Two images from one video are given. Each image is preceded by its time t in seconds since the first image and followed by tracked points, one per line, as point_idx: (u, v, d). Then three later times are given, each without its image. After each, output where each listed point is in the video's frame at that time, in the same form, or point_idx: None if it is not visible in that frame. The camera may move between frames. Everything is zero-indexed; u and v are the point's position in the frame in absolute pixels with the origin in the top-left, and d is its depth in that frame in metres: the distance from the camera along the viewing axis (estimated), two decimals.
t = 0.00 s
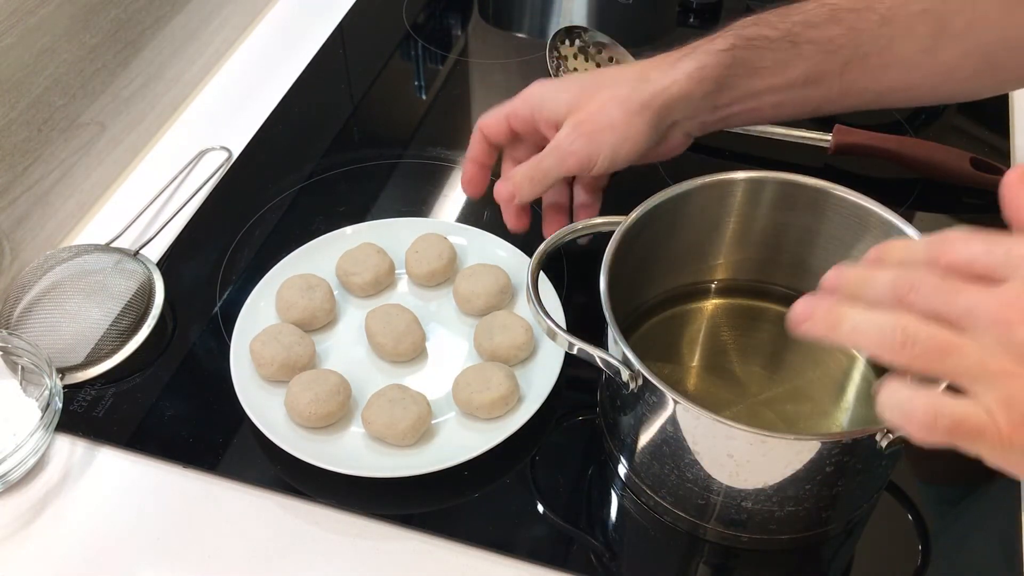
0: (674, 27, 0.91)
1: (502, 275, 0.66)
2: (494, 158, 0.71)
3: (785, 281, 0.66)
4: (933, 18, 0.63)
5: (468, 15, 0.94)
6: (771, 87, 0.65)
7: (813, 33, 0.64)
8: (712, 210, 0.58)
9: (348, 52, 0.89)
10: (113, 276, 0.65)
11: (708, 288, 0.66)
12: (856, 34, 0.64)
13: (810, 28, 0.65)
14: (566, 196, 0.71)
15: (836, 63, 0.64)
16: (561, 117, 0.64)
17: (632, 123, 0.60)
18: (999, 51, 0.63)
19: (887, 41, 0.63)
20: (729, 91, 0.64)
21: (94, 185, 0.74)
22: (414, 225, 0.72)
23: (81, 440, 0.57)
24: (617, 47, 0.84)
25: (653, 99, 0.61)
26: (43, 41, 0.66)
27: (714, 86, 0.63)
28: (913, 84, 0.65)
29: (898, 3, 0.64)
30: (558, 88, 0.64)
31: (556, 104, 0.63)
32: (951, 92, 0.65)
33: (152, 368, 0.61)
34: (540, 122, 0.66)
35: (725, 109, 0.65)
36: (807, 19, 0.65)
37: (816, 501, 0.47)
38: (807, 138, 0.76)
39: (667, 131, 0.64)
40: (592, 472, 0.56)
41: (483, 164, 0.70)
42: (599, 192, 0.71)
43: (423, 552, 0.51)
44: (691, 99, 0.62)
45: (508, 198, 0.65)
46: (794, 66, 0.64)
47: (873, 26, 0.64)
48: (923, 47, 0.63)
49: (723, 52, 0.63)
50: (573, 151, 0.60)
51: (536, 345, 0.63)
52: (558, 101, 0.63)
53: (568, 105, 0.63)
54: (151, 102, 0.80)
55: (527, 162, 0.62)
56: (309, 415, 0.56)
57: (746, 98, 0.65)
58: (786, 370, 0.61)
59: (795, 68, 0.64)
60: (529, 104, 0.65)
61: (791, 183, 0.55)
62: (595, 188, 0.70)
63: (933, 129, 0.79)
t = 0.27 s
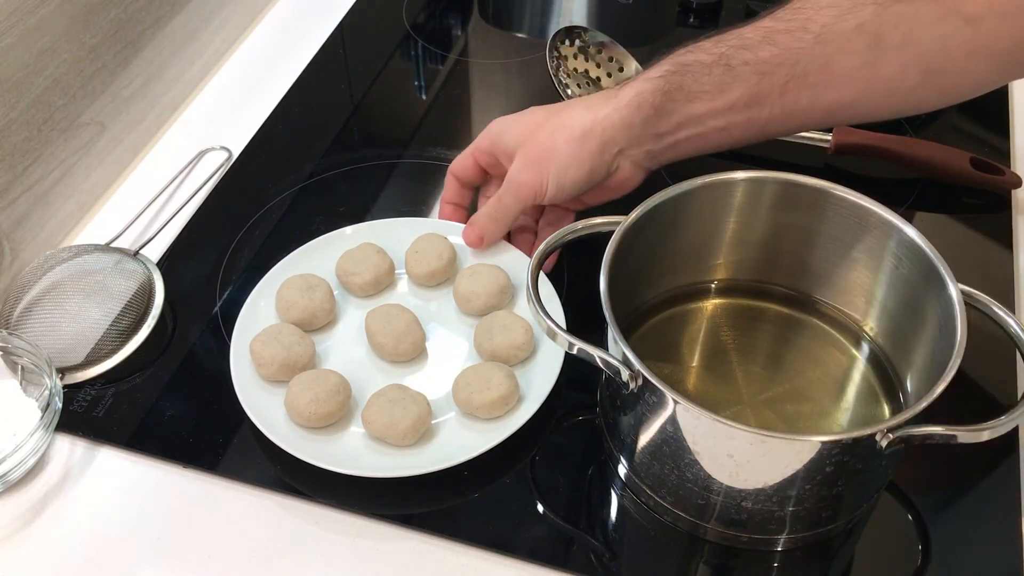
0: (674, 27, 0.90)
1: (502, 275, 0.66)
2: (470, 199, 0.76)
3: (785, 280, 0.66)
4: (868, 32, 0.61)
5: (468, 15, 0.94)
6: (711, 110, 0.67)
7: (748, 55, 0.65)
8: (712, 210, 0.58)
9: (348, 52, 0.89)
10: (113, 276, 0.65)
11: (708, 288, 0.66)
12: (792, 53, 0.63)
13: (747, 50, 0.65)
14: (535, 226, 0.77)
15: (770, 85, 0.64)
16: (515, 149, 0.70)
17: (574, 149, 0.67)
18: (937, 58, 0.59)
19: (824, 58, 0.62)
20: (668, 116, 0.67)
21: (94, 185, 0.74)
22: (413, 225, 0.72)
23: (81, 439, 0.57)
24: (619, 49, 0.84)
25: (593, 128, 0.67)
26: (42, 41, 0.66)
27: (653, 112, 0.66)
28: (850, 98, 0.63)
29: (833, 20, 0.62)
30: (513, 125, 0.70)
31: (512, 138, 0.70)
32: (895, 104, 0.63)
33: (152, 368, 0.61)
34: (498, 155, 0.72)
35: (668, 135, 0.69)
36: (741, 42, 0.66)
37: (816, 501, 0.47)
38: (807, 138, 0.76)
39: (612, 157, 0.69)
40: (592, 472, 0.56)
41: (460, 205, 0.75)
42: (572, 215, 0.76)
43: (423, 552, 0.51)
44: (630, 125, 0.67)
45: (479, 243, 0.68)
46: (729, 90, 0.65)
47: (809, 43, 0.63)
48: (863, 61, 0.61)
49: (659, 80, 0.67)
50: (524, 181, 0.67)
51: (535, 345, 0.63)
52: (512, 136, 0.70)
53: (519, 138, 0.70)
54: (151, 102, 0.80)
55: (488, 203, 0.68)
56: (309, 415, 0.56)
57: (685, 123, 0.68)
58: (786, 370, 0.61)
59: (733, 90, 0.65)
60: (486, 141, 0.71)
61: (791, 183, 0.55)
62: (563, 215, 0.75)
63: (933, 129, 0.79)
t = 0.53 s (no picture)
0: (674, 27, 0.90)
1: (502, 275, 0.66)
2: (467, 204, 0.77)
3: (785, 280, 0.66)
4: (857, 35, 0.60)
5: (468, 14, 0.94)
6: (701, 113, 0.66)
7: (737, 58, 0.64)
8: (711, 210, 0.58)
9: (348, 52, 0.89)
10: (113, 276, 0.65)
11: (708, 288, 0.66)
12: (782, 56, 0.62)
13: (736, 53, 0.64)
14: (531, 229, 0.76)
15: (760, 88, 0.64)
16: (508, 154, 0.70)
17: (566, 155, 0.67)
18: (929, 62, 0.59)
19: (813, 60, 0.61)
20: (658, 120, 0.67)
21: (94, 185, 0.74)
22: (413, 226, 0.72)
23: (81, 439, 0.57)
24: (618, 48, 0.84)
25: (583, 134, 0.67)
26: (42, 42, 0.66)
27: (644, 116, 0.66)
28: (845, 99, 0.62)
29: (823, 22, 0.61)
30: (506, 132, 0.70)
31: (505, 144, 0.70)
32: (886, 107, 0.62)
33: (152, 368, 0.61)
34: (491, 161, 0.72)
35: (660, 139, 0.68)
36: (729, 44, 0.65)
37: (816, 501, 0.47)
38: (807, 138, 0.76)
39: (605, 162, 0.69)
40: (592, 472, 0.56)
41: (457, 210, 0.76)
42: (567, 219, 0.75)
43: (423, 552, 0.51)
44: (620, 131, 0.67)
45: (478, 246, 0.70)
46: (719, 94, 0.65)
47: (799, 47, 0.62)
48: (852, 64, 0.60)
49: (649, 83, 0.67)
50: (516, 189, 0.67)
51: (535, 345, 0.63)
52: (504, 141, 0.70)
53: (511, 144, 0.70)
54: (151, 102, 0.80)
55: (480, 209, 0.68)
56: (309, 416, 0.56)
57: (677, 127, 0.67)
58: (786, 370, 0.61)
59: (722, 93, 0.65)
60: (478, 148, 0.71)
61: (791, 183, 0.55)
62: (557, 218, 0.75)
63: (933, 129, 0.79)
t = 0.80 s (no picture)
0: (675, 27, 0.90)
1: (500, 277, 0.66)
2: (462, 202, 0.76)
3: (785, 281, 0.66)
4: (862, 40, 0.61)
5: (468, 14, 0.94)
6: (703, 121, 0.66)
7: (740, 65, 0.64)
8: (711, 210, 0.58)
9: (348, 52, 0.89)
10: (113, 276, 0.65)
11: (708, 288, 0.66)
12: (786, 62, 0.63)
13: (739, 60, 0.64)
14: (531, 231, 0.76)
15: (764, 94, 0.64)
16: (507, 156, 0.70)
17: (566, 161, 0.67)
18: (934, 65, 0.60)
19: (817, 66, 0.62)
20: (660, 127, 0.66)
21: (94, 185, 0.74)
22: (411, 228, 0.72)
23: (81, 439, 0.57)
24: (619, 49, 0.85)
25: (585, 140, 0.67)
26: (42, 42, 0.66)
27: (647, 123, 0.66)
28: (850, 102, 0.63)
29: (827, 28, 0.62)
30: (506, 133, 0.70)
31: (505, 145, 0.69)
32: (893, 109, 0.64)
33: (152, 369, 0.61)
34: (492, 162, 0.71)
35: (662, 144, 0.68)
36: (732, 51, 0.65)
37: (816, 502, 0.47)
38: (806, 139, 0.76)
39: (605, 167, 0.69)
40: (592, 473, 0.56)
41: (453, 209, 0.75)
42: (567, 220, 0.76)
43: (423, 552, 0.51)
44: (622, 138, 0.66)
45: (473, 248, 0.70)
46: (721, 101, 0.65)
47: (803, 53, 0.62)
48: (855, 70, 0.61)
49: (652, 89, 0.66)
50: (515, 192, 0.67)
51: (534, 349, 0.63)
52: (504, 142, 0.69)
53: (512, 146, 0.69)
54: (151, 102, 0.80)
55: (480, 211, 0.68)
56: (308, 418, 0.56)
57: (679, 134, 0.67)
58: (786, 370, 0.61)
59: (726, 100, 0.64)
60: (479, 149, 0.71)
61: (791, 183, 0.55)
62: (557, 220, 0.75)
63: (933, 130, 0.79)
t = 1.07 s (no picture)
0: (675, 27, 0.90)
1: (500, 278, 0.66)
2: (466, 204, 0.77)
3: (785, 281, 0.66)
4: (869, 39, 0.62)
5: (468, 14, 0.94)
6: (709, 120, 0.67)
7: (746, 65, 0.66)
8: (711, 210, 0.58)
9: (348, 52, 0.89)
10: (113, 276, 0.65)
11: (708, 289, 0.66)
12: (792, 62, 0.65)
13: (745, 60, 0.66)
14: (534, 231, 0.76)
15: (770, 92, 0.63)
16: (515, 154, 0.71)
17: (573, 158, 0.68)
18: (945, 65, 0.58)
19: (824, 65, 0.63)
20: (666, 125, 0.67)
21: (94, 185, 0.74)
22: (411, 229, 0.72)
23: (81, 439, 0.57)
24: (619, 50, 0.85)
25: (593, 137, 0.68)
26: (43, 42, 0.66)
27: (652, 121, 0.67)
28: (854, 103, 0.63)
29: (834, 27, 0.64)
30: (515, 131, 0.71)
31: (513, 141, 0.70)
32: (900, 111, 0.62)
33: (152, 369, 0.61)
34: (498, 160, 0.72)
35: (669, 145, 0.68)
36: (740, 50, 0.67)
37: (816, 502, 0.47)
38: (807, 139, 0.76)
39: (611, 166, 0.70)
40: (592, 473, 0.56)
41: (456, 211, 0.76)
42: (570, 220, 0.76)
43: (423, 553, 0.51)
44: (629, 135, 0.67)
45: (476, 247, 0.69)
46: (728, 99, 0.63)
47: (809, 52, 0.64)
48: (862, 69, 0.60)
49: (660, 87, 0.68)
50: (524, 189, 0.68)
51: (534, 349, 0.63)
52: (512, 139, 0.70)
53: (519, 144, 0.70)
54: (151, 102, 0.80)
55: (488, 207, 0.68)
56: (308, 419, 0.56)
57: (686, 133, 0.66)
58: (786, 370, 0.61)
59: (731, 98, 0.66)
60: (485, 146, 0.72)
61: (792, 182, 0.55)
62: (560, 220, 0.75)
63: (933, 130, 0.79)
